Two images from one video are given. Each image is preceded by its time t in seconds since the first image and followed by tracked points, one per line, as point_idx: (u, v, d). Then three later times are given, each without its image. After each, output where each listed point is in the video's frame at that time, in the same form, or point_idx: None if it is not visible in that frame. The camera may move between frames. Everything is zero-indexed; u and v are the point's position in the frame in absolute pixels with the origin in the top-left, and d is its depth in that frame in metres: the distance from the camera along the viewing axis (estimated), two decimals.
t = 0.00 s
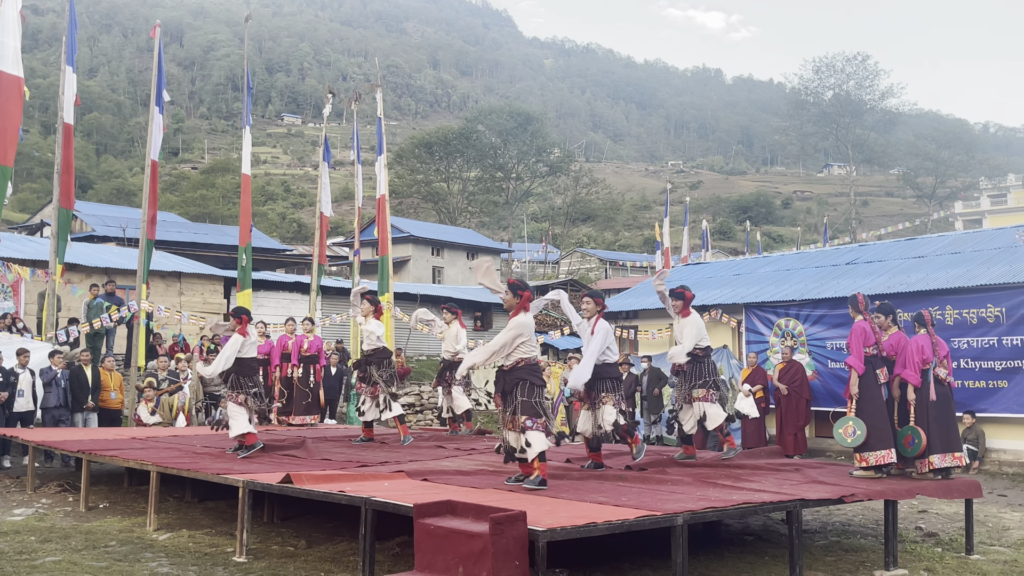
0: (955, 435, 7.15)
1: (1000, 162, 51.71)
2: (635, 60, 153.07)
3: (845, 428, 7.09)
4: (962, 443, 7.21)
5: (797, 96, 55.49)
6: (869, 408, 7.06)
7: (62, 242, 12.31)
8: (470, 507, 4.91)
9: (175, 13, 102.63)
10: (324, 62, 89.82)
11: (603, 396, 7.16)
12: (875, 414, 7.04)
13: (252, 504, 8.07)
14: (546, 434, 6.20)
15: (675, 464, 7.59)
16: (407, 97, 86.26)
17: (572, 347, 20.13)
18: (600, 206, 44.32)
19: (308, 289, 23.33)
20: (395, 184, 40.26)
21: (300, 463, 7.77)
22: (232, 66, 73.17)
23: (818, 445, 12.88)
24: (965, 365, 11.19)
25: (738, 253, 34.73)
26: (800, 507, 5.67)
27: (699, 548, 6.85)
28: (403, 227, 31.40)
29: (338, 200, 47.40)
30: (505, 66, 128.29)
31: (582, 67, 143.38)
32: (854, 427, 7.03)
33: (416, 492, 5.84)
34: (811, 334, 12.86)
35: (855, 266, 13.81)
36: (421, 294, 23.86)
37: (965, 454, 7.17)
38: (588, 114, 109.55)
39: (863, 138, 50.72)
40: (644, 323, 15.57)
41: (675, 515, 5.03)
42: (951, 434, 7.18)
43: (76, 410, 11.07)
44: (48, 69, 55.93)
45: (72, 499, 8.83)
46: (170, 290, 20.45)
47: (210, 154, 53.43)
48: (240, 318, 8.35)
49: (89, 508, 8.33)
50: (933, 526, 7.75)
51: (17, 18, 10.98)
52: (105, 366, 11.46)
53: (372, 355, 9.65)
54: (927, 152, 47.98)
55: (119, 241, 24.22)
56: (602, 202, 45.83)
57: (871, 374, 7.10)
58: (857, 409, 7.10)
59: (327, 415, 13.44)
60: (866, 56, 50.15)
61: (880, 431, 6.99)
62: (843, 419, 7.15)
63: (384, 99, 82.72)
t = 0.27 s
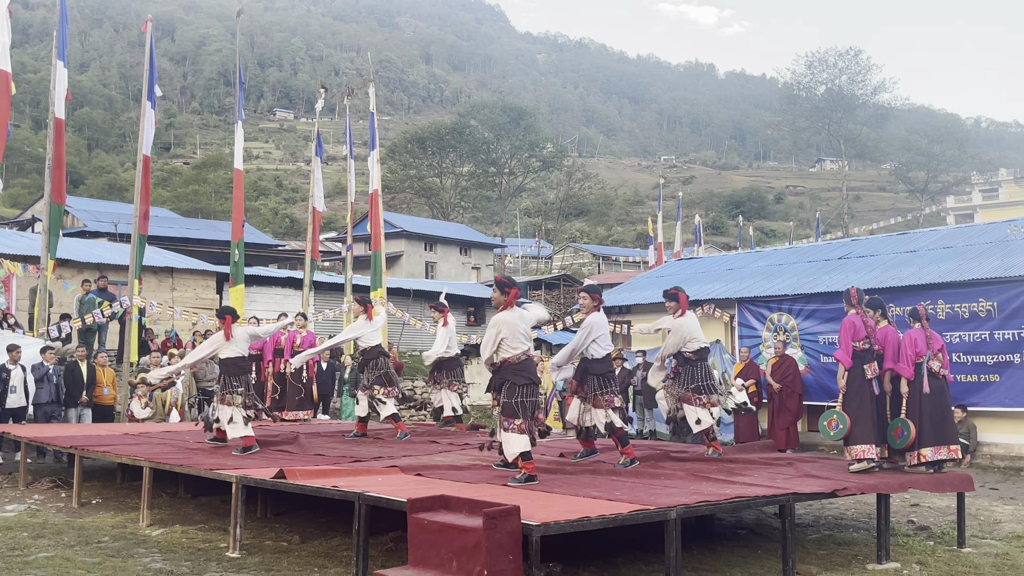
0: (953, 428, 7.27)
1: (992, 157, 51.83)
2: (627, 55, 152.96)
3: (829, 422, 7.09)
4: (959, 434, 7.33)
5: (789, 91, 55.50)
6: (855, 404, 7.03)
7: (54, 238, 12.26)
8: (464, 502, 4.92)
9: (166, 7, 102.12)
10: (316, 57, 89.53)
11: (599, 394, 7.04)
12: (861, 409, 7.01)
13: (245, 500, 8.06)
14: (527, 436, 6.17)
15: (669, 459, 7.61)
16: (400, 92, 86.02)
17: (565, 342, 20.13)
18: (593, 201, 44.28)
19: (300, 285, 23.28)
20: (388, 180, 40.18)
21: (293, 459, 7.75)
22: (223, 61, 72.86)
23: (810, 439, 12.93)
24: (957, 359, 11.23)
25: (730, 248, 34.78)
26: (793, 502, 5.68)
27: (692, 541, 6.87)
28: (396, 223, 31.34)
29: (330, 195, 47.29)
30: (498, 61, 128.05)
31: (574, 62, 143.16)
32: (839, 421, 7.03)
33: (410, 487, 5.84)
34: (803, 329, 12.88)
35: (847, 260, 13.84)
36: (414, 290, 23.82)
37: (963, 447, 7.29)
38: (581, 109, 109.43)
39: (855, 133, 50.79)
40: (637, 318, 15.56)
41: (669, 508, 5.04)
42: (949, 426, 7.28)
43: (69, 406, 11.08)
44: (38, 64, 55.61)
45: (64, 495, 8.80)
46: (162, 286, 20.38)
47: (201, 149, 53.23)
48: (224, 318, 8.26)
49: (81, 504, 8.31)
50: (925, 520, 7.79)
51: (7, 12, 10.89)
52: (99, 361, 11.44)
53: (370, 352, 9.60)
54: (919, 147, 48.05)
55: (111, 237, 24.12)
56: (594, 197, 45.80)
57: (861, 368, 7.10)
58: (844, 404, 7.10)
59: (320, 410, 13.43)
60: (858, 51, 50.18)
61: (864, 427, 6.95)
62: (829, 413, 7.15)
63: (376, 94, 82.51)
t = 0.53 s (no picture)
0: (946, 419, 7.30)
1: (985, 153, 51.93)
2: (622, 51, 152.86)
3: (823, 417, 7.12)
4: (955, 427, 7.36)
5: (783, 86, 55.51)
6: (846, 400, 7.07)
7: (47, 233, 12.23)
8: (457, 497, 4.92)
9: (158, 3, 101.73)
10: (309, 52, 89.30)
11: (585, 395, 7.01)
12: (852, 405, 7.06)
13: (239, 496, 8.05)
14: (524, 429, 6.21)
15: (663, 454, 7.62)
16: (393, 87, 85.88)
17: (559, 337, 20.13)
18: (587, 197, 44.29)
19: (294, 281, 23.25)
20: (381, 175, 40.15)
21: (287, 454, 7.74)
22: (216, 56, 72.61)
23: (803, 433, 12.97)
24: (950, 353, 11.27)
25: (724, 244, 34.80)
26: (786, 496, 5.70)
27: (686, 536, 6.89)
28: (389, 219, 31.29)
29: (324, 191, 47.21)
30: (491, 57, 127.86)
31: (568, 58, 143.07)
32: (830, 417, 7.06)
33: (404, 482, 5.84)
34: (797, 324, 12.93)
35: (841, 255, 13.88)
36: (408, 286, 23.81)
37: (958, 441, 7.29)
38: (575, 104, 109.39)
39: (849, 128, 50.85)
40: (631, 313, 15.59)
41: (662, 503, 5.06)
42: (944, 422, 7.33)
43: (63, 401, 11.05)
44: (30, 60, 55.37)
45: (57, 491, 8.78)
46: (155, 282, 20.34)
47: (195, 145, 53.08)
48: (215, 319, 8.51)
49: (74, 500, 8.30)
50: (917, 514, 7.82)
51: None
52: (93, 357, 11.42)
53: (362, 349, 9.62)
54: (912, 143, 48.18)
55: (104, 233, 24.05)
56: (588, 193, 45.82)
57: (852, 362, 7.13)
58: (834, 398, 7.14)
59: (313, 406, 13.42)
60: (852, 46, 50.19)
61: (855, 422, 6.98)
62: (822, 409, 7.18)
63: (370, 90, 82.37)
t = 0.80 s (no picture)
0: (948, 416, 7.45)
1: (980, 150, 52.00)
2: (618, 49, 152.80)
3: (821, 416, 7.11)
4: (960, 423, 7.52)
5: (779, 84, 55.52)
6: (841, 398, 7.09)
7: (43, 231, 12.20)
8: (454, 494, 4.93)
9: None
10: (305, 50, 89.13)
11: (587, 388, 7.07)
12: (846, 403, 7.07)
13: (235, 493, 8.04)
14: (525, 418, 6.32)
15: (658, 451, 7.63)
16: (389, 85, 85.80)
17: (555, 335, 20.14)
18: (583, 194, 44.28)
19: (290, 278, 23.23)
20: (377, 173, 40.12)
21: (282, 452, 7.73)
22: (212, 54, 72.45)
23: (799, 430, 12.99)
24: (946, 351, 11.30)
25: (720, 242, 34.81)
26: (782, 493, 5.71)
27: (681, 534, 6.90)
28: (385, 216, 31.26)
29: (320, 189, 47.16)
30: (487, 54, 127.72)
31: (564, 55, 142.99)
32: (827, 415, 7.06)
33: (400, 480, 5.84)
34: (793, 322, 12.95)
35: (836, 253, 13.90)
36: (404, 283, 23.82)
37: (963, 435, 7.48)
38: (571, 102, 109.37)
39: (845, 126, 50.91)
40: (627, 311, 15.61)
41: (658, 500, 5.06)
42: (947, 417, 7.49)
43: (59, 399, 11.05)
44: (25, 57, 55.18)
45: (52, 489, 8.78)
46: (151, 279, 20.31)
47: (190, 143, 52.97)
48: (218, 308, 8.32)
49: (70, 498, 8.29)
50: (913, 511, 7.84)
51: None
52: (90, 354, 11.40)
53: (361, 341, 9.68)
54: (908, 141, 48.26)
55: (99, 231, 24.01)
56: (584, 190, 45.81)
57: (849, 359, 7.13)
58: (832, 396, 7.13)
59: (309, 403, 13.41)
60: (848, 44, 50.23)
61: (850, 421, 6.97)
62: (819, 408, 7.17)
63: (366, 88, 82.29)
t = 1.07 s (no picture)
0: (946, 415, 7.67)
1: (977, 149, 52.09)
2: (615, 47, 152.87)
3: (818, 416, 7.12)
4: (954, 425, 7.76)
5: (776, 83, 55.54)
6: (841, 396, 7.08)
7: (40, 229, 12.18)
8: (451, 493, 4.93)
9: None
10: (302, 48, 89.03)
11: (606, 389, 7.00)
12: (846, 401, 7.06)
13: (232, 492, 8.04)
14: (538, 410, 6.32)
15: (656, 450, 7.65)
16: (387, 83, 85.76)
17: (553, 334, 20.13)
18: (580, 193, 44.31)
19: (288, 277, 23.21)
20: (375, 171, 40.11)
21: (280, 451, 7.72)
22: (209, 52, 72.37)
23: (796, 429, 13.01)
24: (943, 350, 11.31)
25: (718, 241, 34.83)
26: (779, 492, 5.71)
27: (678, 532, 6.91)
28: (383, 215, 31.23)
29: (318, 187, 47.12)
30: (485, 53, 127.65)
31: (562, 54, 142.99)
32: (824, 415, 7.08)
33: (398, 479, 5.83)
34: (790, 321, 12.97)
35: (834, 252, 13.91)
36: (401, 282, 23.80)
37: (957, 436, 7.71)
38: (569, 100, 109.36)
39: (842, 125, 51.00)
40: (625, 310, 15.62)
41: (656, 499, 5.06)
42: (944, 417, 7.70)
43: (56, 398, 11.03)
44: (22, 55, 55.07)
45: (49, 487, 8.76)
46: (148, 278, 20.29)
47: (187, 141, 52.90)
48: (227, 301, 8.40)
49: (67, 496, 8.27)
50: (910, 510, 7.85)
51: None
52: (88, 352, 11.40)
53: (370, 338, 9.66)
54: (905, 140, 48.32)
55: (97, 229, 23.98)
56: (582, 189, 45.81)
57: (850, 360, 7.10)
58: (831, 396, 7.13)
59: (307, 402, 13.39)
60: (845, 43, 50.29)
61: (850, 419, 6.98)
62: (816, 409, 7.17)
63: (363, 86, 82.24)
